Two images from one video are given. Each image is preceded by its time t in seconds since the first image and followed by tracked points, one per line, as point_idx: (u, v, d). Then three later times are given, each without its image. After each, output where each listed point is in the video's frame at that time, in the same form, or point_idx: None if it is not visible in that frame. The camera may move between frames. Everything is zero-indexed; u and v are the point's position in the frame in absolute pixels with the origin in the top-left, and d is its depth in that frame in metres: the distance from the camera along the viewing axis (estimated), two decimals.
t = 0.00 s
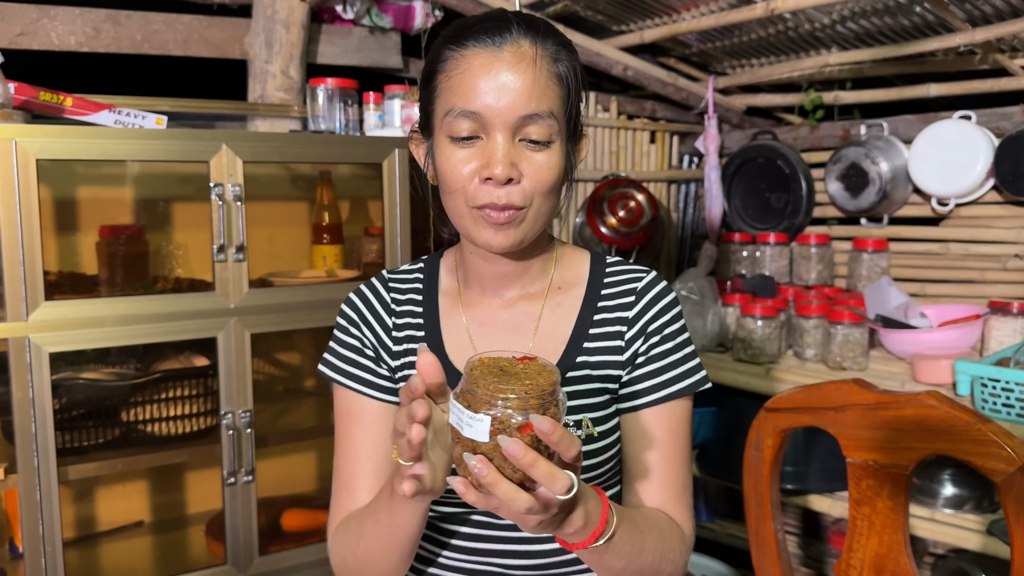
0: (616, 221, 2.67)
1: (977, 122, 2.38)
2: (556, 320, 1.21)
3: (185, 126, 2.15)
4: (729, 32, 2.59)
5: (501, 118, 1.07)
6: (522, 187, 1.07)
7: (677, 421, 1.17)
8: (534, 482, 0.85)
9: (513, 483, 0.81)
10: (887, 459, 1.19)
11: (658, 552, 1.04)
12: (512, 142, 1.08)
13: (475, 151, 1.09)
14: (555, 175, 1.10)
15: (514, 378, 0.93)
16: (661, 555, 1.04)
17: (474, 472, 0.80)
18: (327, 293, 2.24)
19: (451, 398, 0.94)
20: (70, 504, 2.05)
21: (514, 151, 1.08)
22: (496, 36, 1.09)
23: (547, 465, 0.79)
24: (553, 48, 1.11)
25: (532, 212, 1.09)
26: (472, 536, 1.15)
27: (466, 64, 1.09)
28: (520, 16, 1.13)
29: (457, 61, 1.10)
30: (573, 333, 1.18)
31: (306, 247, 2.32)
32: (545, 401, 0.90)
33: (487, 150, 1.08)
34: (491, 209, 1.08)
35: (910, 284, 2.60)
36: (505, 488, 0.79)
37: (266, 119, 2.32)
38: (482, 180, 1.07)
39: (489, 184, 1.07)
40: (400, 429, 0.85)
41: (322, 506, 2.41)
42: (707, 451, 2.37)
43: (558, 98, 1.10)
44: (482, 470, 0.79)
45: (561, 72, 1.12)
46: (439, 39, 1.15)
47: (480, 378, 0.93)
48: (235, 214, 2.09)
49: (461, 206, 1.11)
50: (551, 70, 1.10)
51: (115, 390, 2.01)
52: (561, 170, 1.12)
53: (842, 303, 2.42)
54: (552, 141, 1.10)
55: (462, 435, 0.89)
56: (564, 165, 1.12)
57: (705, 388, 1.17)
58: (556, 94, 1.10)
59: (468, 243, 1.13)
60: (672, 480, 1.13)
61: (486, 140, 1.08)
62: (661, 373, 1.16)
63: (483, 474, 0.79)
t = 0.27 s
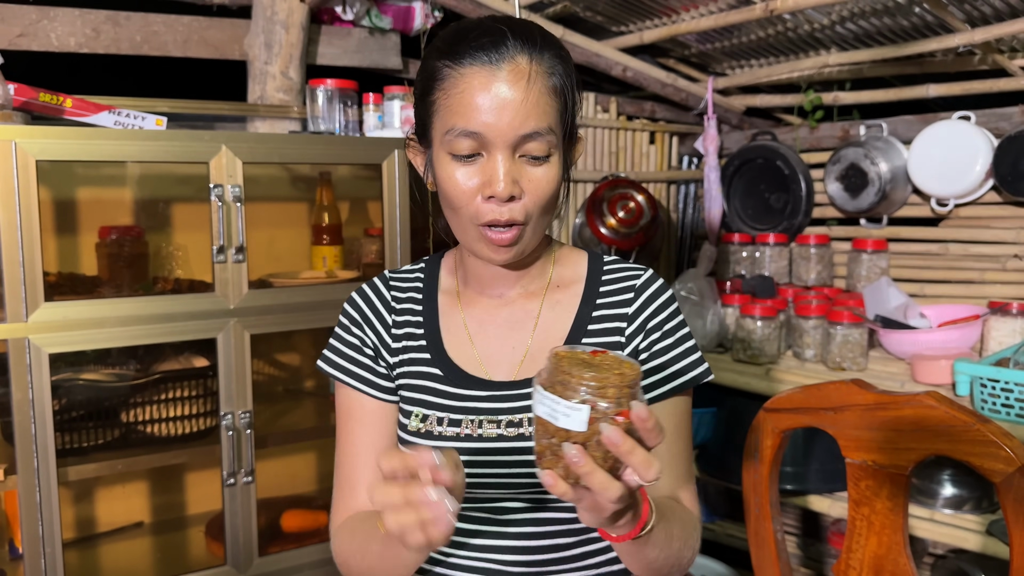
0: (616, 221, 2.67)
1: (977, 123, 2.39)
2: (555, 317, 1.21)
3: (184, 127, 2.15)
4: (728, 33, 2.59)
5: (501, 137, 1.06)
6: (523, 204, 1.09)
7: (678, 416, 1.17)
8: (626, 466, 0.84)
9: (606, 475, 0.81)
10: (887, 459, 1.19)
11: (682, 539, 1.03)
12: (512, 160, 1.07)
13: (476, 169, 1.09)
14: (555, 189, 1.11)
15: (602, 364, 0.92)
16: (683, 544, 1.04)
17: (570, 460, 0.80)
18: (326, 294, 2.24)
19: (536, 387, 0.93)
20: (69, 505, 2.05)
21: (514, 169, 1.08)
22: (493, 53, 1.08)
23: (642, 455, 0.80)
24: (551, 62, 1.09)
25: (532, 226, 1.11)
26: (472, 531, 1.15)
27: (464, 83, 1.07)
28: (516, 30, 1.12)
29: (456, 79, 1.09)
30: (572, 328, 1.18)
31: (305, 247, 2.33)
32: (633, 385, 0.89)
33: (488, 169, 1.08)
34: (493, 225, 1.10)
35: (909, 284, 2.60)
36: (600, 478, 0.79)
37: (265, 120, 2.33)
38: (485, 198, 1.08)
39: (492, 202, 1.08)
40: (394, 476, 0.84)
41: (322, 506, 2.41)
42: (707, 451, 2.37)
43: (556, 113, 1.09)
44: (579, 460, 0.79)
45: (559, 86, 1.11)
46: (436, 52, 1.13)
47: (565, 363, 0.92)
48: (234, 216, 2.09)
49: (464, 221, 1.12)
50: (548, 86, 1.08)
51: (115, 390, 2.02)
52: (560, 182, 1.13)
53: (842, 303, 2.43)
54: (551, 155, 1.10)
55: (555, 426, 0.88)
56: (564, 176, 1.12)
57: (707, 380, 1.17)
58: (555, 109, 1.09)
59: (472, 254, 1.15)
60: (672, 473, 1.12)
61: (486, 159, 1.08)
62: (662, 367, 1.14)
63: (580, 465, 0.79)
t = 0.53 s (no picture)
0: (616, 222, 2.66)
1: (976, 124, 2.39)
2: (558, 316, 1.23)
3: (184, 128, 2.15)
4: (728, 34, 2.59)
5: (506, 145, 1.07)
6: (528, 209, 1.10)
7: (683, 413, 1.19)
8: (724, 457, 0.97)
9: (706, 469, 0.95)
10: (886, 460, 1.19)
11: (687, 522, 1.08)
12: (518, 167, 1.08)
13: (482, 177, 1.09)
14: (559, 193, 1.12)
15: (697, 362, 1.01)
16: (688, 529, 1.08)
17: (684, 459, 0.92)
18: (325, 294, 2.24)
19: (635, 384, 1.02)
20: (69, 505, 2.05)
21: (520, 176, 1.09)
22: (495, 62, 1.08)
23: (738, 453, 0.94)
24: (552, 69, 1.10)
25: (537, 230, 1.12)
26: (482, 529, 1.15)
27: (469, 92, 1.08)
28: (515, 37, 1.12)
29: (459, 89, 1.09)
30: (576, 325, 1.19)
31: (305, 248, 2.33)
32: (731, 383, 0.98)
33: (494, 176, 1.08)
34: (500, 231, 1.11)
35: (909, 285, 2.60)
36: (703, 472, 0.94)
37: (265, 121, 2.33)
38: (492, 206, 1.08)
39: (499, 209, 1.08)
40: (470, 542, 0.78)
41: (321, 507, 2.41)
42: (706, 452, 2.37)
43: (558, 119, 1.11)
44: (688, 458, 0.92)
45: (559, 92, 1.12)
46: (436, 62, 1.14)
47: (660, 364, 1.00)
48: (233, 216, 2.09)
49: (471, 229, 1.12)
50: (550, 93, 1.09)
51: (114, 391, 2.02)
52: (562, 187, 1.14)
53: (841, 303, 2.44)
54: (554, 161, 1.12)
55: (664, 425, 0.96)
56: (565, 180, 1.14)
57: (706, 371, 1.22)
58: (557, 115, 1.11)
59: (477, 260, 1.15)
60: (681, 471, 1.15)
61: (492, 166, 1.09)
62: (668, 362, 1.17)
63: (689, 463, 0.93)
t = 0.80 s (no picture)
0: (615, 223, 2.66)
1: (975, 125, 2.39)
2: (565, 320, 1.22)
3: (183, 128, 2.15)
4: (727, 35, 2.59)
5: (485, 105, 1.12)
6: (515, 166, 1.10)
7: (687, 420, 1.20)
8: (731, 479, 1.00)
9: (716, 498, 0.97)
10: (883, 461, 1.19)
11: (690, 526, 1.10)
12: (498, 125, 1.12)
13: (466, 140, 1.13)
14: (546, 152, 1.13)
15: (697, 389, 1.03)
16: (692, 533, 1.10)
17: (700, 496, 0.95)
18: (323, 294, 2.24)
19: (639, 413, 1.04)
20: (68, 506, 2.05)
21: (502, 133, 1.12)
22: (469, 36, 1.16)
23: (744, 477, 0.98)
24: (524, 39, 1.17)
25: (529, 189, 1.12)
26: (486, 534, 1.15)
27: (446, 64, 1.15)
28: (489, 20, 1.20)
29: (438, 64, 1.16)
30: (584, 331, 1.19)
31: (303, 248, 2.33)
32: (732, 408, 1.01)
33: (476, 137, 1.12)
34: (490, 191, 1.11)
35: (907, 286, 2.61)
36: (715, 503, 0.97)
37: (263, 121, 2.33)
38: (477, 165, 1.10)
39: (484, 166, 1.10)
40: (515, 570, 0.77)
41: (319, 507, 2.41)
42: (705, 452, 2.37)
43: (536, 83, 1.16)
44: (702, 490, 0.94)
45: (535, 61, 1.18)
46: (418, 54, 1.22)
47: (664, 392, 1.03)
48: (232, 217, 2.09)
49: (461, 196, 1.13)
50: (524, 58, 1.15)
51: (112, 392, 2.02)
52: (551, 150, 1.15)
53: (839, 305, 2.44)
54: (537, 122, 1.15)
55: (670, 453, 0.99)
56: (553, 143, 1.15)
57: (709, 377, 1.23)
58: (534, 79, 1.16)
59: (473, 232, 1.15)
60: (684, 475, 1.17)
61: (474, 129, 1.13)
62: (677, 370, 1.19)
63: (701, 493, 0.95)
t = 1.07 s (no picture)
0: (614, 222, 2.67)
1: (974, 125, 2.39)
2: (566, 322, 1.21)
3: (183, 127, 2.15)
4: (727, 35, 2.60)
5: (462, 112, 1.12)
6: (490, 174, 1.10)
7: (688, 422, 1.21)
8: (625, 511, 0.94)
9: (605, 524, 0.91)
10: (882, 461, 1.19)
11: (685, 537, 1.10)
12: (475, 133, 1.12)
13: (445, 146, 1.13)
14: (525, 159, 1.12)
15: (600, 414, 0.99)
16: (686, 542, 1.10)
17: (588, 531, 0.90)
18: (323, 294, 2.25)
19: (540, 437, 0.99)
20: (67, 504, 2.05)
21: (478, 141, 1.11)
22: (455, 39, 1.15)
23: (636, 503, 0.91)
24: (511, 41, 1.15)
25: (504, 197, 1.11)
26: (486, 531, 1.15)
27: (429, 68, 1.15)
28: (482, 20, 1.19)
29: (425, 68, 1.17)
30: (585, 333, 1.19)
31: (304, 247, 2.33)
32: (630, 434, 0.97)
33: (454, 144, 1.12)
34: (466, 200, 1.11)
35: (906, 287, 2.61)
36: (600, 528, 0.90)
37: (264, 121, 2.33)
38: (451, 173, 1.11)
39: (458, 175, 1.10)
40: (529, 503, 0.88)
41: (319, 506, 2.42)
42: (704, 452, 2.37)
43: (521, 87, 1.14)
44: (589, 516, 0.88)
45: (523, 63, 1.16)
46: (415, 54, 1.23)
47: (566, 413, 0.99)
48: (233, 216, 2.10)
49: (441, 202, 1.14)
50: (507, 61, 1.14)
51: (113, 390, 2.01)
52: (534, 155, 1.14)
53: (839, 304, 2.45)
54: (519, 127, 1.13)
55: (557, 476, 0.94)
56: (535, 150, 1.14)
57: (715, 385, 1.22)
58: (519, 83, 1.14)
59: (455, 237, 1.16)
60: (681, 474, 1.18)
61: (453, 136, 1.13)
62: (678, 376, 1.19)
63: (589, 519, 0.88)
